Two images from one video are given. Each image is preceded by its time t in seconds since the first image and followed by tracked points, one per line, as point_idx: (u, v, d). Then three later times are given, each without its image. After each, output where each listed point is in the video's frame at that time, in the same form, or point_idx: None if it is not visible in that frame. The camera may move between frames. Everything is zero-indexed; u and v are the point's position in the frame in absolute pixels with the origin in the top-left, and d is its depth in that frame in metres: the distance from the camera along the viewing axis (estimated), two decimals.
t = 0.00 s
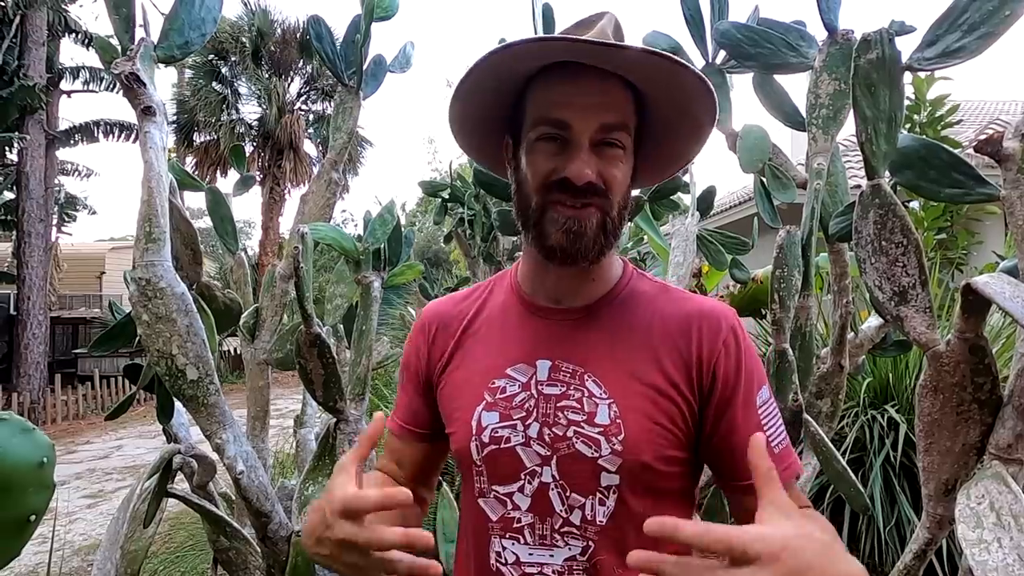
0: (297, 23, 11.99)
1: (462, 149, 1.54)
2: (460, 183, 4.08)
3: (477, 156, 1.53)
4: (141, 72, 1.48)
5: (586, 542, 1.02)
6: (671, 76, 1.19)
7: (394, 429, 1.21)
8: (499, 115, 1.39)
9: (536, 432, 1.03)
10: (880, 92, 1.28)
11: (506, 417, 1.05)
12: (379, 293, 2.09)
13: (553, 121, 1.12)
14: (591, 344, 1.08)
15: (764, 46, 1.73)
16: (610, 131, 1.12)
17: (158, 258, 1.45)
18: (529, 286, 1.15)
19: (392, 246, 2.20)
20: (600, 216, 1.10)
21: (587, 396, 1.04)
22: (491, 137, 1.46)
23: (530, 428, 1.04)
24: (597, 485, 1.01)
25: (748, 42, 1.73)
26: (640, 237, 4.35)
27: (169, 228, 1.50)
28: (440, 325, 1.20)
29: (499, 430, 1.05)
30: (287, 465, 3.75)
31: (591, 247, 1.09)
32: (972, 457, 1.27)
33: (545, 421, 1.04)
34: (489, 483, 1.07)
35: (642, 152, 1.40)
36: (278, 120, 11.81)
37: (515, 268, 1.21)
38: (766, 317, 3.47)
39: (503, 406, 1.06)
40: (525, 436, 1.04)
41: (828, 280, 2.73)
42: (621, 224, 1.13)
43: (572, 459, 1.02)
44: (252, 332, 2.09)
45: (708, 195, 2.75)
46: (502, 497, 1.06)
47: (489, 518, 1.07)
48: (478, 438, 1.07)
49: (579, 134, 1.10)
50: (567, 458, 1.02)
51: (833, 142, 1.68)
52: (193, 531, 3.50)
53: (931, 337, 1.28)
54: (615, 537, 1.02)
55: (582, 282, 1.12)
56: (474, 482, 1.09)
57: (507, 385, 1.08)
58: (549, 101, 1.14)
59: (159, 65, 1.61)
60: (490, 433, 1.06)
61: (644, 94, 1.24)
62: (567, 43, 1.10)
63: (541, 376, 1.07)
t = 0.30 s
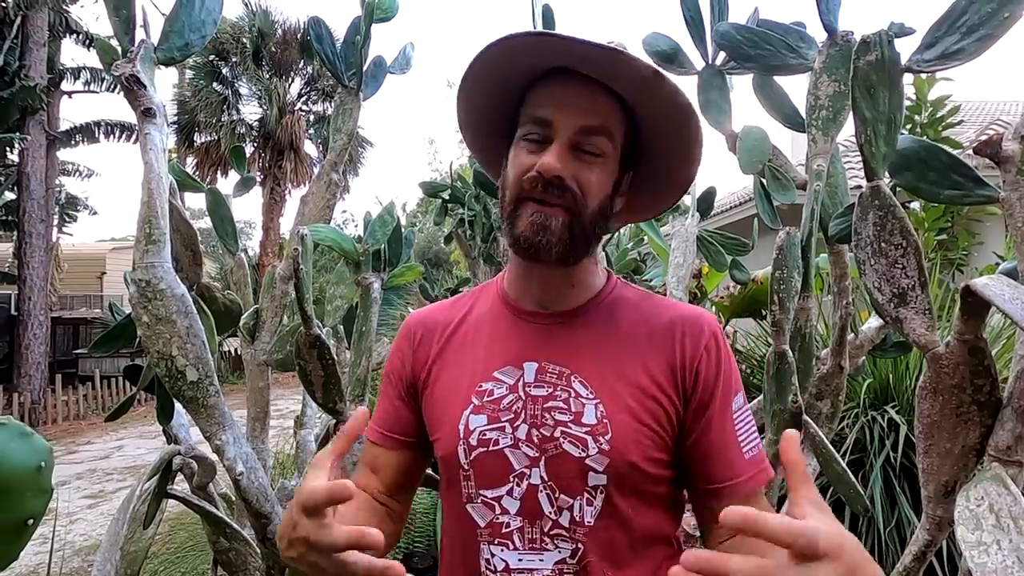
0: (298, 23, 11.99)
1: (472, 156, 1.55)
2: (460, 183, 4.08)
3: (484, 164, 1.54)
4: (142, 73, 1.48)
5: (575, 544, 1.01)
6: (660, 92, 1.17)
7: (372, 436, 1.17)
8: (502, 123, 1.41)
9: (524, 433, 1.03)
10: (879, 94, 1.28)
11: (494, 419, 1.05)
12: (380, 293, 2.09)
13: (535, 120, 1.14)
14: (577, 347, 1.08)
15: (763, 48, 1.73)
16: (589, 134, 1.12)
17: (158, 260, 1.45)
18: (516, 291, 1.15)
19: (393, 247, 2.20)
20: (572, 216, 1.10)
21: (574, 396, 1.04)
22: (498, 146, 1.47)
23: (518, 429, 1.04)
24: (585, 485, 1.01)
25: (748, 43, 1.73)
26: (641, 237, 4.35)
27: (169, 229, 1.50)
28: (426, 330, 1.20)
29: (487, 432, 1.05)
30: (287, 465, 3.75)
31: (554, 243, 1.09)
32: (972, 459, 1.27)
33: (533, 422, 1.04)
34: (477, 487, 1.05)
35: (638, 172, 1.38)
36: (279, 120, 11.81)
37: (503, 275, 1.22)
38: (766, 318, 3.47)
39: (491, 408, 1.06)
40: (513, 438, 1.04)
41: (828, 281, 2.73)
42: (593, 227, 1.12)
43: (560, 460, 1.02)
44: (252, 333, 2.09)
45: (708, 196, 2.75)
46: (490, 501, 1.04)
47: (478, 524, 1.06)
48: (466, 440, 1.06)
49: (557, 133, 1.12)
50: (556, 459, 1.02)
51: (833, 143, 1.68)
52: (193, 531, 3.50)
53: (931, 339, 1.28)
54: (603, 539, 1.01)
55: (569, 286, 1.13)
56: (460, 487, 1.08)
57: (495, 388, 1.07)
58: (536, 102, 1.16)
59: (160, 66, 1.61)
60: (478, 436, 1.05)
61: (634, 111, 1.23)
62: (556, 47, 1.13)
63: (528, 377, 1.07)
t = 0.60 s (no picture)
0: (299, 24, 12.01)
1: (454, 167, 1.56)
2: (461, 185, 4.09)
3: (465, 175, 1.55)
4: (143, 75, 1.48)
5: (567, 551, 1.01)
6: (627, 90, 1.19)
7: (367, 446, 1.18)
8: (481, 133, 1.43)
9: (515, 440, 1.04)
10: (879, 97, 1.28)
11: (485, 426, 1.05)
12: (381, 295, 2.10)
13: (505, 124, 1.16)
14: (567, 353, 1.09)
15: (763, 50, 1.73)
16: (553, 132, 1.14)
17: (159, 261, 1.45)
18: (504, 298, 1.15)
19: (394, 248, 2.20)
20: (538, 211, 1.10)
21: (565, 402, 1.04)
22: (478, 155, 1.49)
23: (510, 436, 1.04)
24: (577, 491, 1.01)
25: (747, 45, 1.73)
26: (641, 238, 4.35)
27: (170, 230, 1.51)
28: (417, 339, 1.20)
29: (479, 440, 1.05)
30: (288, 466, 3.75)
31: (526, 242, 1.09)
32: (972, 461, 1.27)
33: (524, 429, 1.04)
34: (469, 495, 1.06)
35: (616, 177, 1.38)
36: (280, 121, 11.82)
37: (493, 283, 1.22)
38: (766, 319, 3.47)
39: (482, 416, 1.06)
40: (505, 445, 1.04)
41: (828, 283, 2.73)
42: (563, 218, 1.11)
43: (552, 467, 1.02)
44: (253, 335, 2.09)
45: (709, 197, 2.75)
46: (482, 510, 1.04)
47: (469, 533, 1.06)
48: (458, 448, 1.06)
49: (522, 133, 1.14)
50: (548, 466, 1.02)
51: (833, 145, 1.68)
52: (194, 532, 3.50)
53: (930, 341, 1.28)
54: (595, 546, 1.02)
55: (558, 292, 1.13)
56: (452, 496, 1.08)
57: (486, 395, 1.08)
58: (504, 107, 1.18)
59: (162, 68, 1.61)
60: (469, 443, 1.05)
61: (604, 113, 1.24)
62: (522, 50, 1.16)
63: (519, 384, 1.07)
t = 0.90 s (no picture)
0: (302, 25, 12.03)
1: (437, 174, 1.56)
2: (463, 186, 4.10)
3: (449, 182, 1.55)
4: (147, 78, 1.50)
5: (556, 552, 1.02)
6: (610, 94, 1.19)
7: (364, 448, 1.20)
8: (462, 138, 1.43)
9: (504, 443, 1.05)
10: (879, 101, 1.28)
11: (475, 429, 1.07)
12: (382, 296, 2.10)
13: (486, 133, 1.16)
14: (557, 355, 1.09)
15: (764, 54, 1.74)
16: (534, 138, 1.14)
17: (162, 263, 1.46)
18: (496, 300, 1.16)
19: (395, 249, 2.21)
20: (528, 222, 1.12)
21: (553, 404, 1.05)
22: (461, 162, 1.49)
23: (499, 438, 1.05)
24: (565, 493, 1.02)
25: (748, 49, 1.74)
26: (643, 240, 4.35)
27: (173, 232, 1.52)
28: (412, 342, 1.21)
29: (469, 442, 1.07)
30: (289, 467, 3.76)
31: (515, 250, 1.10)
32: (971, 464, 1.28)
33: (513, 431, 1.05)
34: (460, 496, 1.08)
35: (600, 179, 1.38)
36: (282, 122, 11.83)
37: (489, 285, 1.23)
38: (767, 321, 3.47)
39: (473, 418, 1.08)
40: (494, 447, 1.05)
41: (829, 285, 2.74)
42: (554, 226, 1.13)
43: (540, 468, 1.03)
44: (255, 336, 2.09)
45: (710, 199, 2.75)
46: (473, 510, 1.06)
47: (461, 532, 1.08)
48: (449, 451, 1.08)
49: (503, 142, 1.14)
50: (536, 468, 1.03)
51: (834, 148, 1.69)
52: (196, 533, 3.51)
53: (930, 345, 1.29)
54: (584, 547, 1.02)
55: (547, 293, 1.14)
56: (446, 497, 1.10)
57: (477, 398, 1.09)
58: (484, 117, 1.18)
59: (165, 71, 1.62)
60: (460, 446, 1.07)
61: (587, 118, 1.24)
62: (502, 61, 1.15)
63: (509, 387, 1.08)
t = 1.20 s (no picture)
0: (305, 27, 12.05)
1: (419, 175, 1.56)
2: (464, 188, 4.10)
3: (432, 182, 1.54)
4: (150, 82, 1.50)
5: (549, 556, 1.04)
6: (600, 90, 1.20)
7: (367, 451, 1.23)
8: (446, 136, 1.42)
9: (498, 450, 1.06)
10: (878, 105, 1.28)
11: (468, 434, 1.07)
12: (383, 298, 2.11)
13: (472, 132, 1.16)
14: (550, 359, 1.09)
15: (764, 57, 1.75)
16: (521, 132, 1.13)
17: (164, 265, 1.47)
18: (489, 302, 1.16)
19: (396, 251, 2.22)
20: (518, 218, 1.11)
21: (545, 409, 1.05)
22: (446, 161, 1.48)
23: (492, 444, 1.06)
24: (558, 498, 1.02)
25: (748, 52, 1.75)
26: (644, 241, 4.35)
27: (175, 234, 1.53)
28: (406, 346, 1.22)
29: (462, 448, 1.07)
30: (291, 468, 3.76)
31: (515, 253, 1.10)
32: (970, 468, 1.28)
33: (506, 436, 1.06)
34: (455, 501, 1.09)
35: (584, 177, 1.39)
36: (285, 123, 11.85)
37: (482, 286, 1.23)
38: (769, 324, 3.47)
39: (466, 424, 1.08)
40: (488, 453, 1.06)
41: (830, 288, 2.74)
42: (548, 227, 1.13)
43: (533, 473, 1.04)
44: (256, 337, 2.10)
45: (711, 202, 2.76)
46: (468, 515, 1.07)
47: (457, 536, 1.10)
48: (443, 456, 1.08)
49: (489, 139, 1.14)
50: (529, 473, 1.04)
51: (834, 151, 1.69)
52: (197, 533, 3.52)
53: (928, 348, 1.29)
54: (578, 550, 1.03)
55: (540, 295, 1.14)
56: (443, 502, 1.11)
57: (470, 403, 1.10)
58: (470, 113, 1.17)
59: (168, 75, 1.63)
60: (453, 452, 1.08)
61: (575, 115, 1.25)
62: (497, 58, 1.15)
63: (501, 392, 1.09)
